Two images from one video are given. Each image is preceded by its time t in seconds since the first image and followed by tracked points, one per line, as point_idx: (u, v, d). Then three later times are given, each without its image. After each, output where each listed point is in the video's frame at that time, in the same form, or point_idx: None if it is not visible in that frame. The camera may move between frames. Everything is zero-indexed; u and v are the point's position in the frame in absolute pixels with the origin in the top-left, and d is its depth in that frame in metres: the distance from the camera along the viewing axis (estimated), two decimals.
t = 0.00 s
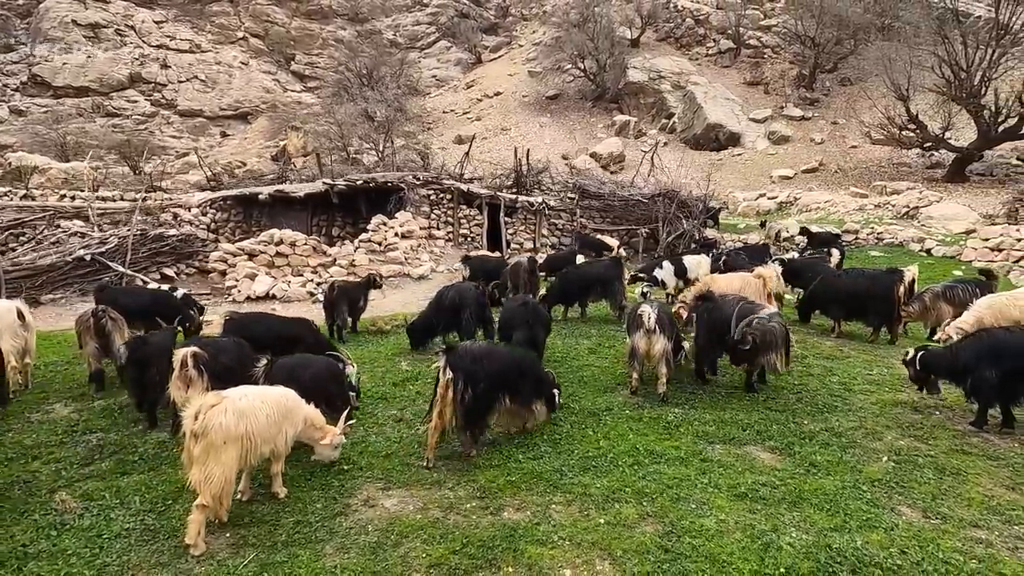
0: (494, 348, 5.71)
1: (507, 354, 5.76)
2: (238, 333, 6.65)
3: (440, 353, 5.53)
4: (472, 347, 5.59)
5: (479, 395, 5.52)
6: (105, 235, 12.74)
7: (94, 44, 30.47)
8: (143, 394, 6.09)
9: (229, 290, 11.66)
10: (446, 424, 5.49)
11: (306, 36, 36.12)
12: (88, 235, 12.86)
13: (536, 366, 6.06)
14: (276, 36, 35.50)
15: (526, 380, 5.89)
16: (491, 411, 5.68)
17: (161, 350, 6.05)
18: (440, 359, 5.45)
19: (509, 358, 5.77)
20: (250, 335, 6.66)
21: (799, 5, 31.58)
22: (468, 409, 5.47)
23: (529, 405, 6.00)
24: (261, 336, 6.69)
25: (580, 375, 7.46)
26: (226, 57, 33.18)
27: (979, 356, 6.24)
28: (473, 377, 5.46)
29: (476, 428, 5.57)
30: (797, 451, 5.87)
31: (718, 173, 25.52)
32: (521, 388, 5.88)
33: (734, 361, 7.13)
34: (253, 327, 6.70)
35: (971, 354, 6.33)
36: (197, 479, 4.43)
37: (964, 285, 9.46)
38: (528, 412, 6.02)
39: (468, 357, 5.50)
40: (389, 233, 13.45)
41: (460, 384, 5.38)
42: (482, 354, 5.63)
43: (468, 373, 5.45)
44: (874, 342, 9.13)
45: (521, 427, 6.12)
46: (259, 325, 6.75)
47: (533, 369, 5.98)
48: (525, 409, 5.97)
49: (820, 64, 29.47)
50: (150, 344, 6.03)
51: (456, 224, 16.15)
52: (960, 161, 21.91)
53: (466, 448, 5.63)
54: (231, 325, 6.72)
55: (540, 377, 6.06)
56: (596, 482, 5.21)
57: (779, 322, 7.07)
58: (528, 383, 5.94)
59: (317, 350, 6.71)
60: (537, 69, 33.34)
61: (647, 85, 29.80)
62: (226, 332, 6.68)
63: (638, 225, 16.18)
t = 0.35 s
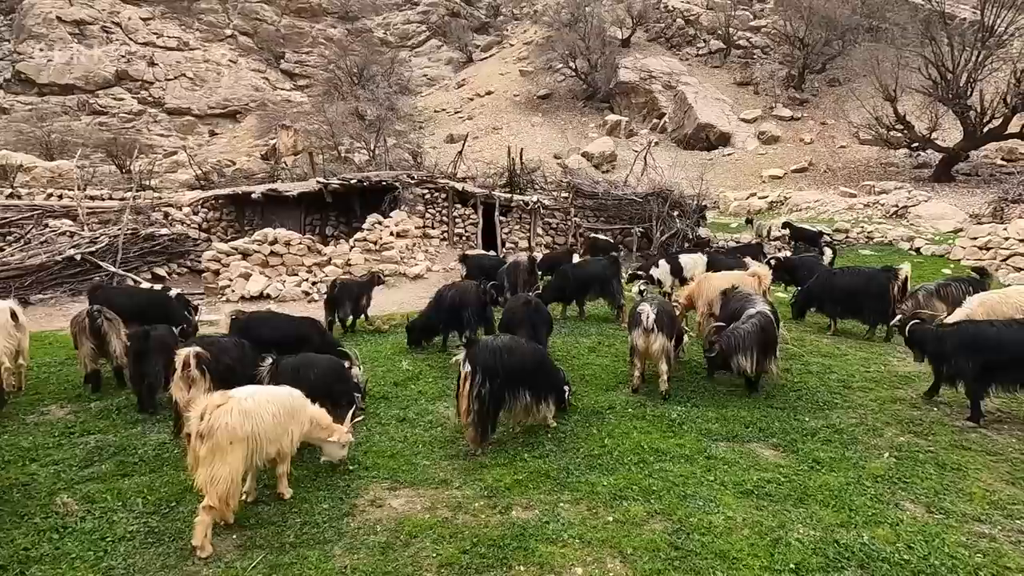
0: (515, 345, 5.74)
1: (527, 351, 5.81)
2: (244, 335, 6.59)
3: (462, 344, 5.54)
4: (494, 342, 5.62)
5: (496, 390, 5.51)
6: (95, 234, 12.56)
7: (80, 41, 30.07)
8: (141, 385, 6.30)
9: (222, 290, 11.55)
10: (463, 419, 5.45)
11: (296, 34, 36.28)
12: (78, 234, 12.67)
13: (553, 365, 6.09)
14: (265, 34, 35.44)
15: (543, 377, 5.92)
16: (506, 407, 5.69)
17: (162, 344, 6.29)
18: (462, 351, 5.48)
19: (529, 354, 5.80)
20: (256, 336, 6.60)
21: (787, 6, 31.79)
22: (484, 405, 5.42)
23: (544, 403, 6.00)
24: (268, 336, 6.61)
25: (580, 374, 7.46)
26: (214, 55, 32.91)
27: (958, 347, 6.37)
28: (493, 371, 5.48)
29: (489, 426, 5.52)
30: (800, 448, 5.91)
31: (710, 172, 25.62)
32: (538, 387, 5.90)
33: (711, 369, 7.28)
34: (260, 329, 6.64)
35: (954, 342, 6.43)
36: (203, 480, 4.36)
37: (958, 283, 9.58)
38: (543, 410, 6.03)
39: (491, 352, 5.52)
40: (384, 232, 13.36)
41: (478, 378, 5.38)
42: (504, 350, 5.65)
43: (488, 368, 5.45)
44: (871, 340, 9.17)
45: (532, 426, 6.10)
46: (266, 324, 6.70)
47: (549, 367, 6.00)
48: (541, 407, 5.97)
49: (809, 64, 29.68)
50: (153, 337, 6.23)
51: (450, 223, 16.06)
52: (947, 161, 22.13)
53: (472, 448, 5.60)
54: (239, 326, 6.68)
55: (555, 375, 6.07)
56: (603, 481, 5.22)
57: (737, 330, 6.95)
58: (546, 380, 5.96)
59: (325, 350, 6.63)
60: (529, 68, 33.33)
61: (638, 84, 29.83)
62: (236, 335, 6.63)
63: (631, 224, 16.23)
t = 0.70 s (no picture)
0: (530, 343, 5.76)
1: (543, 350, 5.82)
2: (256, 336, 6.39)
3: (478, 345, 5.65)
4: (510, 340, 5.65)
5: (511, 388, 5.56)
6: (88, 233, 12.33)
7: (68, 37, 29.63)
8: (147, 378, 6.22)
9: (218, 288, 11.38)
10: (479, 417, 5.52)
11: (288, 31, 36.18)
12: (69, 232, 12.44)
13: (566, 364, 6.07)
14: (257, 31, 35.48)
15: (556, 377, 5.90)
16: (519, 406, 5.69)
17: (163, 336, 6.24)
18: (479, 350, 5.57)
19: (544, 352, 5.79)
20: (267, 336, 6.39)
21: (779, 7, 31.90)
22: (499, 403, 5.50)
23: (557, 403, 5.96)
24: (280, 335, 6.44)
25: (587, 374, 7.36)
26: (205, 52, 32.58)
27: (931, 335, 6.70)
28: (508, 369, 5.51)
29: (503, 425, 5.56)
30: (814, 448, 5.83)
31: (704, 171, 25.61)
32: (551, 386, 5.88)
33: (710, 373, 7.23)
34: (270, 326, 6.44)
35: (930, 328, 6.71)
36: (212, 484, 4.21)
37: (961, 281, 9.59)
38: (555, 410, 5.98)
39: (507, 350, 5.56)
40: (382, 231, 13.18)
41: (494, 376, 5.45)
42: (520, 348, 5.67)
43: (503, 366, 5.50)
44: (874, 339, 9.11)
45: (543, 426, 6.04)
46: (275, 321, 6.50)
47: (562, 367, 5.98)
48: (553, 407, 5.93)
49: (801, 65, 29.78)
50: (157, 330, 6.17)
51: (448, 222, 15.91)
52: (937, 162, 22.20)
53: (484, 450, 5.54)
54: (249, 324, 6.46)
55: (568, 375, 6.04)
56: (618, 483, 5.12)
57: (720, 342, 6.93)
58: (559, 379, 5.93)
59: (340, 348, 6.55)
60: (522, 67, 33.23)
61: (632, 84, 29.74)
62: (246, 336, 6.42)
63: (629, 223, 16.13)
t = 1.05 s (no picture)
0: (546, 343, 5.62)
1: (558, 351, 5.69)
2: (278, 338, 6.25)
3: (492, 344, 5.51)
4: (525, 340, 5.52)
5: (526, 390, 5.42)
6: (81, 231, 12.09)
7: (57, 33, 29.20)
8: (153, 371, 6.39)
9: (216, 288, 11.21)
10: (494, 418, 5.39)
11: (281, 30, 36.01)
12: (63, 230, 12.20)
13: (581, 364, 5.94)
14: (249, 29, 35.15)
15: (572, 377, 5.78)
16: (535, 407, 5.56)
17: (168, 330, 6.42)
18: (492, 351, 5.44)
19: (559, 353, 5.67)
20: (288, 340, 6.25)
21: (773, 8, 31.98)
22: (514, 404, 5.36)
23: (573, 403, 5.84)
24: (300, 337, 6.28)
25: (598, 375, 7.26)
26: (197, 50, 32.24)
27: (908, 324, 7.06)
28: (523, 370, 5.37)
29: (519, 426, 5.42)
30: (833, 450, 5.75)
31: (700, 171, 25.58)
32: (567, 387, 5.76)
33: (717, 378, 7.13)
34: (287, 326, 6.28)
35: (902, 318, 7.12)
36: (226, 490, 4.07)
37: (967, 281, 9.57)
38: (571, 411, 5.86)
39: (521, 350, 5.43)
40: (381, 230, 13.04)
41: (508, 377, 5.31)
42: (535, 348, 5.54)
43: (518, 367, 5.36)
44: (881, 339, 9.07)
45: (558, 427, 5.93)
46: (291, 322, 6.32)
47: (577, 367, 5.85)
48: (569, 407, 5.81)
49: (794, 66, 29.86)
50: (162, 324, 6.37)
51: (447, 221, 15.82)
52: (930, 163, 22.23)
53: (499, 453, 5.41)
54: (269, 323, 6.31)
55: (583, 375, 5.91)
56: (639, 486, 5.01)
57: (727, 343, 6.83)
58: (574, 380, 5.81)
59: (358, 349, 6.36)
60: (516, 67, 33.12)
61: (626, 84, 29.65)
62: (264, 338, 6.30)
63: (628, 222, 16.02)
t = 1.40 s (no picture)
0: (555, 343, 5.59)
1: (567, 350, 5.65)
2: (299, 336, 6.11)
3: (501, 344, 5.48)
4: (534, 340, 5.48)
5: (535, 390, 5.36)
6: (75, 230, 11.92)
7: (47, 30, 28.85)
8: (155, 368, 6.40)
9: (212, 287, 11.08)
10: (503, 419, 5.33)
11: (274, 28, 35.89)
12: (56, 229, 12.02)
13: (590, 365, 5.89)
14: (242, 28, 34.90)
15: (581, 377, 5.73)
16: (544, 408, 5.50)
17: (170, 328, 6.40)
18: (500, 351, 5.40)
19: (568, 352, 5.62)
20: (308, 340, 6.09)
21: (766, 10, 32.07)
22: (524, 404, 5.30)
23: (581, 404, 5.78)
24: (320, 338, 6.14)
25: (602, 375, 7.20)
26: (189, 48, 31.99)
27: (888, 315, 7.27)
28: (533, 370, 5.32)
29: (528, 426, 5.35)
30: (843, 449, 5.72)
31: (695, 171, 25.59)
32: (575, 387, 5.70)
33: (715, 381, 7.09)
34: (311, 326, 6.14)
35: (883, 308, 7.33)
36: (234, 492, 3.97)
37: (967, 280, 9.58)
38: (579, 412, 5.80)
39: (530, 350, 5.39)
40: (379, 229, 12.95)
41: (518, 378, 5.27)
42: (544, 348, 5.49)
43: (527, 366, 5.31)
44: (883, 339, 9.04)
45: (567, 428, 5.86)
46: (316, 321, 6.18)
47: (586, 368, 5.79)
48: (577, 408, 5.75)
49: (787, 67, 29.95)
50: (164, 323, 6.32)
51: (445, 220, 15.75)
52: (921, 165, 22.28)
53: (508, 453, 5.34)
54: (292, 322, 6.18)
55: (591, 376, 5.85)
56: (651, 487, 4.95)
57: (727, 342, 6.82)
58: (582, 380, 5.75)
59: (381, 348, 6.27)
60: (511, 67, 33.06)
61: (621, 85, 29.61)
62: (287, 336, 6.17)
63: (625, 222, 15.97)
